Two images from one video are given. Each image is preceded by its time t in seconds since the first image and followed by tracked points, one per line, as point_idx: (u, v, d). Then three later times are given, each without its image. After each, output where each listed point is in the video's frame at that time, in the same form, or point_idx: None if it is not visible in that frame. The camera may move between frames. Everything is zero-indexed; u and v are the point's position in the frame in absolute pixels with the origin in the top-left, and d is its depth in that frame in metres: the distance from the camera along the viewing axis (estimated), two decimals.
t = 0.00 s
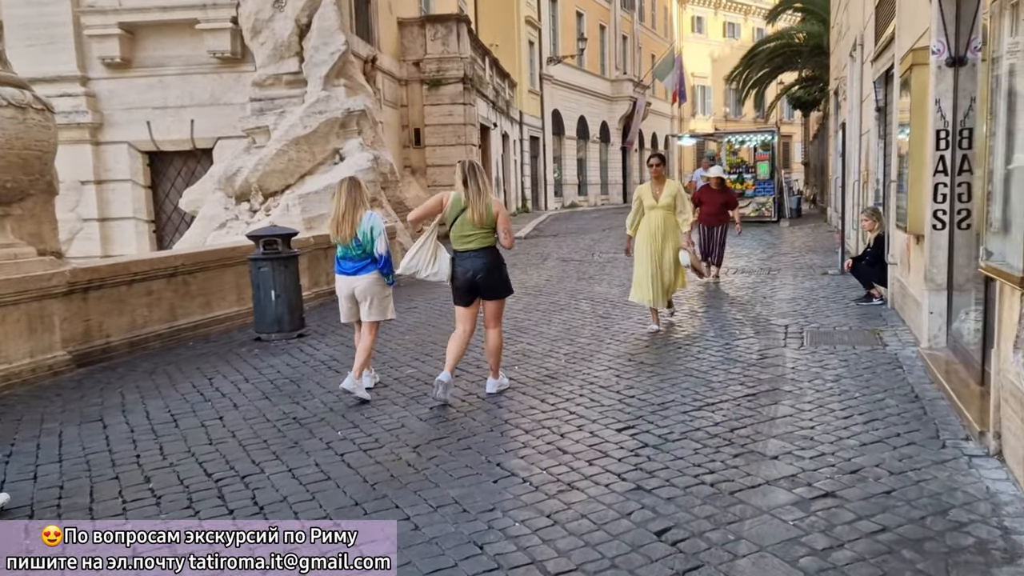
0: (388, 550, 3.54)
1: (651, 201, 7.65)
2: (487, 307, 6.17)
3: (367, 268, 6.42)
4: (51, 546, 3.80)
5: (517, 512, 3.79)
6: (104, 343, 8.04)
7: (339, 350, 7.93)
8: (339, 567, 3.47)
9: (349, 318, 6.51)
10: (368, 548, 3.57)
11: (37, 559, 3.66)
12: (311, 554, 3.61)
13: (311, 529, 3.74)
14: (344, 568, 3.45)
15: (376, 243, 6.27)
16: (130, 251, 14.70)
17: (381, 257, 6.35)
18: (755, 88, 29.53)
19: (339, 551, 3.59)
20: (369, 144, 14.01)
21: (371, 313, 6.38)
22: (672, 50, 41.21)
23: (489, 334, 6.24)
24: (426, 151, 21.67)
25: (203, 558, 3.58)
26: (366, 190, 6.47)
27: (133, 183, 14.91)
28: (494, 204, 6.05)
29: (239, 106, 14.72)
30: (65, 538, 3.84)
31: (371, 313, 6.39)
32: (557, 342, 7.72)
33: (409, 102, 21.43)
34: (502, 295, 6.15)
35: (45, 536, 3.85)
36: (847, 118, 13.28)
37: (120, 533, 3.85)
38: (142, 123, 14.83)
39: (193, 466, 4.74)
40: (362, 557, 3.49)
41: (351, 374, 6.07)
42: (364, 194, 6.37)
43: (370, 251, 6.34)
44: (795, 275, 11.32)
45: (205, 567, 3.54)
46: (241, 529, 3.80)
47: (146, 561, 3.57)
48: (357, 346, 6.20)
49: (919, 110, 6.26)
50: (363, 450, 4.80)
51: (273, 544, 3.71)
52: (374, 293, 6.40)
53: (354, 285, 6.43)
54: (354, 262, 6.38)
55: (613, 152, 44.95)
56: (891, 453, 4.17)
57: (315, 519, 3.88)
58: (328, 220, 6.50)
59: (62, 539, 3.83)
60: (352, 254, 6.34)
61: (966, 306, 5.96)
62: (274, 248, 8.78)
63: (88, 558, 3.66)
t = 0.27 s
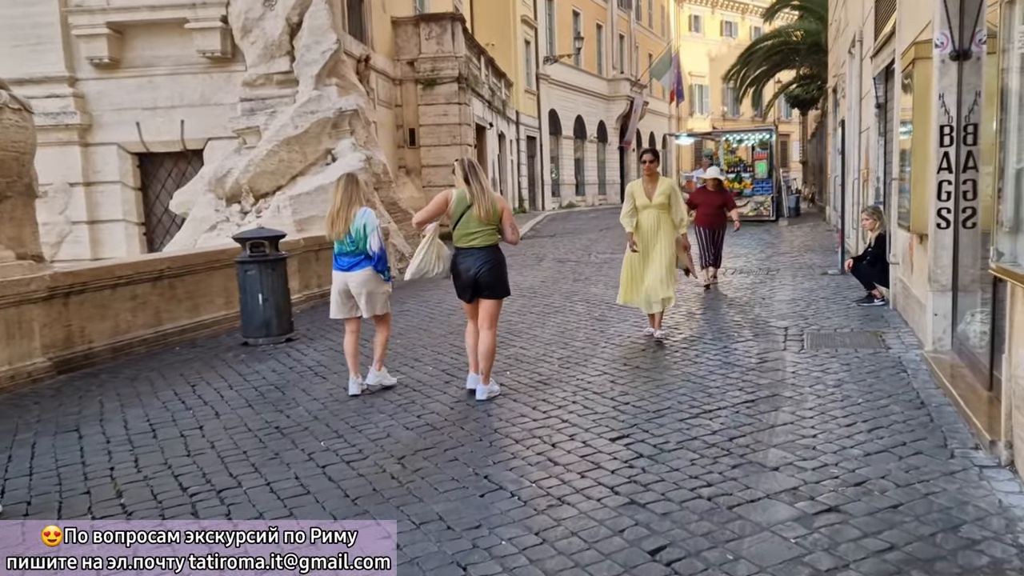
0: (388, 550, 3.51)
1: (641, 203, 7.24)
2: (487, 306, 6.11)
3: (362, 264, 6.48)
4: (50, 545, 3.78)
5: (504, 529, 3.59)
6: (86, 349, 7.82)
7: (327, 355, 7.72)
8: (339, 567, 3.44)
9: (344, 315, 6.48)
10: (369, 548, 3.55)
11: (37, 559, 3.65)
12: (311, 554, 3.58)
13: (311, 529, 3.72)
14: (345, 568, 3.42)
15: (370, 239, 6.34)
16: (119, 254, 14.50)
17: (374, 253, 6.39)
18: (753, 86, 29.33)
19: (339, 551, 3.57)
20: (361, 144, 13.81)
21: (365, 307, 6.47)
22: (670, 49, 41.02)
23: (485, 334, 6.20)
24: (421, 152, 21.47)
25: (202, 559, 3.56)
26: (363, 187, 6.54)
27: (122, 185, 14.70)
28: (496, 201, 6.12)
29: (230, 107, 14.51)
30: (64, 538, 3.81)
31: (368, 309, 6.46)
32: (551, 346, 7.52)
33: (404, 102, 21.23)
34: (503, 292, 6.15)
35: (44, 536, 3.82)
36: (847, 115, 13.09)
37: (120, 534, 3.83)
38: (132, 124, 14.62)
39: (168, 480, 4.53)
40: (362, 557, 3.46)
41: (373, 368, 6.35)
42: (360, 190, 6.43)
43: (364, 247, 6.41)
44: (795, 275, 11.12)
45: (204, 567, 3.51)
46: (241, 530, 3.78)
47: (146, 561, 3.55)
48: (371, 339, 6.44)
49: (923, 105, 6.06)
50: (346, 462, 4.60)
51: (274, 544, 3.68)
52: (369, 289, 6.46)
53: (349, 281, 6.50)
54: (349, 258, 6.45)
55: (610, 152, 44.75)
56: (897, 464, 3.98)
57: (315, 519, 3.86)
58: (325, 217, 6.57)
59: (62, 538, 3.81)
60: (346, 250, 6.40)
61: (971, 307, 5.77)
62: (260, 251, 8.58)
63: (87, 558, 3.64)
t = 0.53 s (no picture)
0: (388, 550, 3.49)
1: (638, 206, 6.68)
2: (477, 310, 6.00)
3: (366, 267, 6.30)
4: (51, 546, 3.79)
5: (486, 548, 3.40)
6: (68, 355, 7.63)
7: (314, 360, 7.52)
8: (339, 567, 3.42)
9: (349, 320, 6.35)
10: (369, 548, 3.53)
11: (37, 559, 3.65)
12: (311, 554, 3.57)
13: (311, 529, 3.71)
14: (344, 568, 3.40)
15: (372, 241, 6.16)
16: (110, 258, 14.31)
17: (377, 255, 6.23)
18: (752, 85, 29.13)
19: (339, 551, 3.55)
20: (355, 145, 13.62)
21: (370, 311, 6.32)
22: (669, 49, 40.83)
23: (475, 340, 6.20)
24: (418, 152, 21.28)
25: (202, 558, 3.55)
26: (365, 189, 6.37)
27: (113, 187, 14.52)
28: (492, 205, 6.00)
29: (221, 107, 14.31)
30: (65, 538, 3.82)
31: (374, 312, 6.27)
32: (544, 350, 7.32)
33: (400, 103, 21.04)
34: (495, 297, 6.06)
35: (44, 536, 3.84)
36: (847, 113, 12.89)
37: (120, 534, 3.84)
38: (122, 126, 14.43)
39: (138, 494, 4.34)
40: (362, 557, 3.44)
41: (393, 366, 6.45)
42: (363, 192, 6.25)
43: (367, 250, 6.23)
44: (795, 276, 10.92)
45: (204, 567, 3.50)
46: (241, 530, 3.77)
47: (146, 561, 3.54)
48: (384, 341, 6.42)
49: (926, 100, 5.87)
50: (325, 475, 4.41)
51: (273, 544, 3.67)
52: (373, 293, 6.29)
53: (353, 284, 6.33)
54: (353, 261, 6.27)
55: (609, 152, 44.56)
56: (901, 476, 3.79)
57: (315, 519, 3.85)
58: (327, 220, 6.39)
59: (62, 539, 3.82)
60: (350, 253, 6.22)
61: (977, 309, 5.56)
62: (247, 254, 8.38)
63: (87, 558, 3.64)
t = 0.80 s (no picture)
0: (387, 550, 3.54)
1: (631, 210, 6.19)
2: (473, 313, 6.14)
3: (376, 268, 6.50)
4: (51, 546, 3.84)
5: None
6: (52, 364, 7.46)
7: (302, 370, 7.35)
8: (340, 566, 3.48)
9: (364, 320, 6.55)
10: (368, 548, 3.58)
11: (37, 559, 3.70)
12: (311, 554, 3.62)
13: (311, 530, 3.77)
14: (344, 568, 3.46)
15: (382, 241, 6.36)
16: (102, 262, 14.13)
17: (386, 256, 6.42)
18: (752, 90, 29.00)
19: (338, 551, 3.61)
20: (350, 148, 13.45)
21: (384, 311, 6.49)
22: (669, 52, 40.68)
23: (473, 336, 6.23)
24: (415, 156, 21.11)
25: (202, 559, 3.61)
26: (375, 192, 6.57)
27: (105, 191, 14.34)
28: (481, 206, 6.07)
29: (215, 111, 14.14)
30: (65, 539, 3.88)
31: (384, 311, 6.45)
32: (537, 360, 7.13)
33: (397, 106, 20.87)
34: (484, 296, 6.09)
35: (45, 536, 3.89)
36: (848, 118, 12.72)
37: (120, 534, 3.89)
38: (114, 129, 14.26)
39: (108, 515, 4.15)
40: (361, 557, 3.49)
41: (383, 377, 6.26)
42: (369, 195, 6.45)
43: (377, 251, 6.43)
44: (795, 283, 10.74)
45: (204, 567, 3.56)
46: (241, 530, 3.83)
47: (146, 561, 3.60)
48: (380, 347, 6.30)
49: (929, 105, 5.68)
50: (302, 495, 4.23)
51: (274, 544, 3.73)
52: (384, 292, 6.45)
53: (365, 285, 6.52)
54: (363, 262, 6.47)
55: (609, 156, 44.41)
56: (906, 500, 3.60)
57: (315, 519, 3.91)
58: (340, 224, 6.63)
59: (62, 539, 3.87)
60: (359, 254, 6.44)
61: (983, 320, 5.37)
62: (235, 260, 8.20)
63: (87, 558, 3.70)
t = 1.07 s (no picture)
0: (388, 550, 3.54)
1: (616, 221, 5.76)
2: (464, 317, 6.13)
3: (376, 270, 6.49)
4: (50, 545, 3.82)
5: None
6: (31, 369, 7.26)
7: (288, 377, 7.16)
8: (340, 566, 3.48)
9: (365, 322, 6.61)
10: (369, 547, 3.58)
11: (36, 559, 3.68)
12: (311, 554, 3.62)
13: (312, 530, 3.77)
14: (345, 568, 3.46)
15: (382, 245, 6.35)
16: (92, 266, 13.94)
17: (388, 259, 6.41)
18: (752, 95, 28.86)
19: (339, 551, 3.61)
20: (343, 151, 13.29)
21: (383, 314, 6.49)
22: (669, 58, 40.56)
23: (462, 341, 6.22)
24: (412, 160, 20.95)
25: (202, 559, 3.60)
26: (377, 194, 6.52)
27: (96, 194, 14.16)
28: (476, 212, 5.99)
29: (207, 113, 13.96)
30: (65, 539, 3.85)
31: (383, 315, 6.47)
32: (529, 368, 6.94)
33: (394, 110, 20.71)
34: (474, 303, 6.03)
35: (44, 536, 3.86)
36: (847, 123, 12.56)
37: (120, 534, 3.88)
38: (106, 131, 14.08)
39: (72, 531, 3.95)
40: (362, 557, 3.49)
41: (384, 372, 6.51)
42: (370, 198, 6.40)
43: (378, 254, 6.41)
44: (794, 290, 10.55)
45: (205, 567, 3.55)
46: (241, 530, 3.83)
47: (145, 561, 3.59)
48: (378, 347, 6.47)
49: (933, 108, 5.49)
50: (277, 513, 4.03)
51: (274, 544, 3.72)
52: (384, 295, 6.47)
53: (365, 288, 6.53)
54: (363, 265, 6.47)
55: (609, 161, 44.27)
56: (910, 521, 3.41)
57: (315, 519, 3.91)
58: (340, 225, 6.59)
59: (61, 539, 3.84)
60: (360, 257, 6.43)
61: (989, 330, 5.17)
62: (220, 265, 8.01)
63: (87, 558, 3.68)
